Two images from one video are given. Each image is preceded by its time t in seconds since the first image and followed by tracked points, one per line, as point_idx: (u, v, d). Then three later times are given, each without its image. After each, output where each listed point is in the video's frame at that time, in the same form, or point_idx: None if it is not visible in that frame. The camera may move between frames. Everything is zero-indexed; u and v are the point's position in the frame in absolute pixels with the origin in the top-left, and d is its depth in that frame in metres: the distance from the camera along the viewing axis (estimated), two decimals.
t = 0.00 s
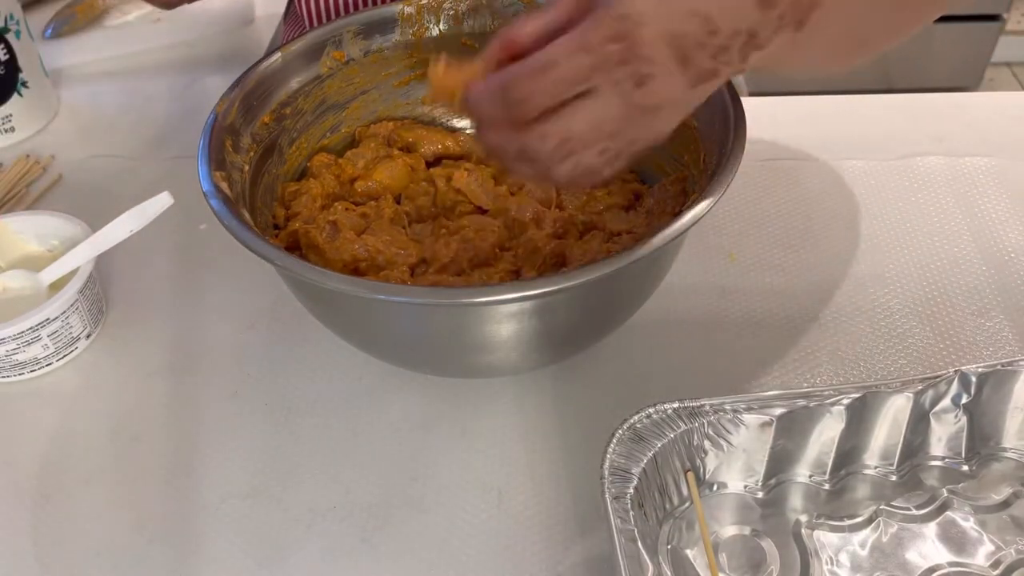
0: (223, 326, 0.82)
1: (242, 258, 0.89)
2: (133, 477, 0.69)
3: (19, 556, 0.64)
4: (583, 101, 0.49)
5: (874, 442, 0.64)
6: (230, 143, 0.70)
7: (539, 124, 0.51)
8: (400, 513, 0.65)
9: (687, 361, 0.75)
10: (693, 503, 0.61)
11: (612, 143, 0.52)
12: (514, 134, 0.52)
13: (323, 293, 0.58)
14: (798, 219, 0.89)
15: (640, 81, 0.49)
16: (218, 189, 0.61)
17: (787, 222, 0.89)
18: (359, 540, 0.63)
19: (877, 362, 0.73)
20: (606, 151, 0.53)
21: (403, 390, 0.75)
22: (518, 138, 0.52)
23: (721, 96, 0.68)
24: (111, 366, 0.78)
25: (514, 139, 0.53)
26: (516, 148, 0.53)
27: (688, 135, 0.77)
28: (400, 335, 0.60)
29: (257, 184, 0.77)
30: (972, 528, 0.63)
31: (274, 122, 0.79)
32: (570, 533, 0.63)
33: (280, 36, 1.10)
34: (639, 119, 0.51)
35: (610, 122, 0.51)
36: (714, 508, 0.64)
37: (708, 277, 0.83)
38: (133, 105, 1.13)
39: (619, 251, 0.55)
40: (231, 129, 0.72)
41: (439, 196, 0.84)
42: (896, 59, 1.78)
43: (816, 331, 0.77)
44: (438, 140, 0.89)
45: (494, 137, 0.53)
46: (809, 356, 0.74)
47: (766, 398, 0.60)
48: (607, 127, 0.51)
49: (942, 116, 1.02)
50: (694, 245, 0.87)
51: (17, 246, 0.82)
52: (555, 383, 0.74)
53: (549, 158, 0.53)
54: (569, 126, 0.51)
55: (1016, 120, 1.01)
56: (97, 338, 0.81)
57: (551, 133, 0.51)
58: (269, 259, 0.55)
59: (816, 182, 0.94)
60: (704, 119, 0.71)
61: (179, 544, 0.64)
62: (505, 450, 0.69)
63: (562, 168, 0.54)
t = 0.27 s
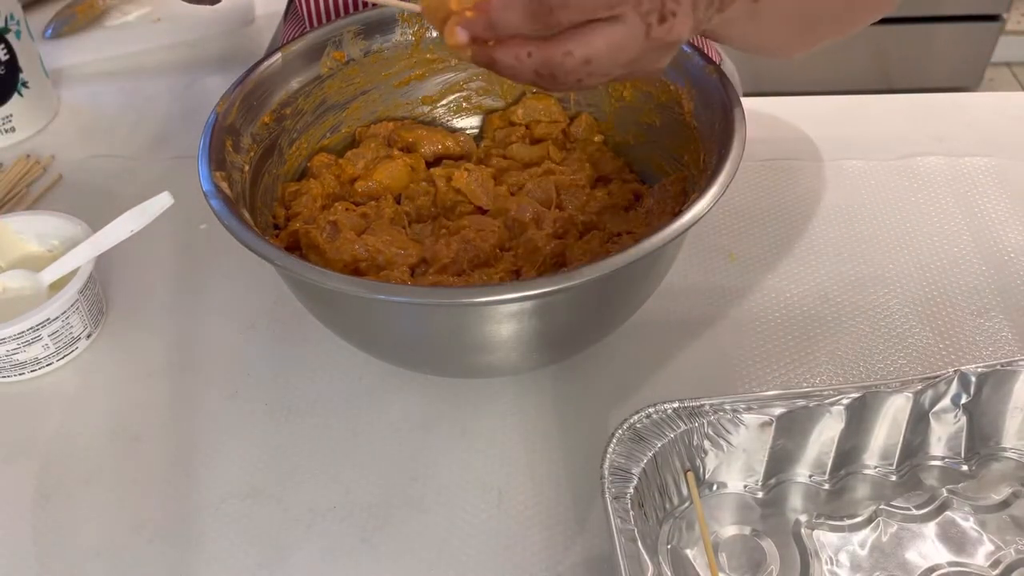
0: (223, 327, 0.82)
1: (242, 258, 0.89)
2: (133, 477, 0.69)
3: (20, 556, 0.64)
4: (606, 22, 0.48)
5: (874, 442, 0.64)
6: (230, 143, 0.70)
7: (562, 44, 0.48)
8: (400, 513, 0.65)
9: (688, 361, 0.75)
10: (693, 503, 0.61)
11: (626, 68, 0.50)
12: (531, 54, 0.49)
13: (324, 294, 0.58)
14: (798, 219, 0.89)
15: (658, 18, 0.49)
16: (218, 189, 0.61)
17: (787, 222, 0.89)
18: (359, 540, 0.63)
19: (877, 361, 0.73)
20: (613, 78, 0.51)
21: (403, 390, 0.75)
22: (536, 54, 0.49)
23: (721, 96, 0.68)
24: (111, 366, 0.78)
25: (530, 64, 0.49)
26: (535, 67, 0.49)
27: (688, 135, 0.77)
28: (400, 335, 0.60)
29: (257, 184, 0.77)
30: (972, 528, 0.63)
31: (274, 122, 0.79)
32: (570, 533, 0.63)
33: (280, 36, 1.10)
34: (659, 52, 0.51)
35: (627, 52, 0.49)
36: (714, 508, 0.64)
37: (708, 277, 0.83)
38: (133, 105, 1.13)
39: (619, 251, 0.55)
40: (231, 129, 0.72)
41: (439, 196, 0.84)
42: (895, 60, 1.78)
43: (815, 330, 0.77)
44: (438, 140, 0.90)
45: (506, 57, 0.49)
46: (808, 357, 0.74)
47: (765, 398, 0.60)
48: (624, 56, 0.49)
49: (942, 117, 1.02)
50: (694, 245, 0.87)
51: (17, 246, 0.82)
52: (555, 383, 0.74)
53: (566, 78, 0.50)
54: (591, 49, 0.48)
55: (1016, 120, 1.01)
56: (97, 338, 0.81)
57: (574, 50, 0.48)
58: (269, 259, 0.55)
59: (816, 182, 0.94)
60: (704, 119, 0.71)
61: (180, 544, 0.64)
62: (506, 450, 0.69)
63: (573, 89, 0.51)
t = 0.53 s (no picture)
0: (223, 327, 0.82)
1: (242, 258, 0.89)
2: (133, 477, 0.69)
3: (20, 556, 0.64)
4: None
5: (874, 442, 0.64)
6: (230, 143, 0.70)
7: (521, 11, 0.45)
8: (400, 513, 0.65)
9: (688, 361, 0.75)
10: (693, 503, 0.61)
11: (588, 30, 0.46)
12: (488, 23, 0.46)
13: (324, 293, 0.58)
14: (799, 220, 0.89)
15: None
16: (218, 189, 0.61)
17: (787, 222, 0.89)
18: (359, 540, 0.63)
19: (877, 361, 0.73)
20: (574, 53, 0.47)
21: (403, 390, 0.75)
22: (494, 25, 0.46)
23: (721, 96, 0.68)
24: (111, 366, 0.78)
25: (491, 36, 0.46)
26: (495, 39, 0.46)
27: (687, 135, 0.77)
28: (400, 335, 0.60)
29: (257, 184, 0.77)
30: (972, 528, 0.63)
31: (274, 122, 0.79)
32: (570, 533, 0.63)
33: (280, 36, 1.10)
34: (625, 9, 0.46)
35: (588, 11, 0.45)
36: (714, 508, 0.64)
37: (708, 277, 0.83)
38: (133, 105, 1.13)
39: (619, 251, 0.55)
40: (231, 129, 0.72)
41: (439, 196, 0.84)
42: (895, 60, 1.78)
43: (815, 330, 0.77)
44: (438, 140, 0.90)
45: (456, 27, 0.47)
46: (808, 357, 0.74)
47: (765, 398, 0.60)
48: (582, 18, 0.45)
49: (942, 117, 1.02)
50: (694, 245, 0.87)
51: (17, 246, 0.82)
52: (554, 383, 0.74)
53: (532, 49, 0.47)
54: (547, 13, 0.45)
55: (1016, 120, 1.01)
56: (97, 338, 0.81)
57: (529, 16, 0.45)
58: (269, 259, 0.55)
59: (816, 182, 0.94)
60: (704, 119, 0.71)
61: (180, 544, 0.64)
62: (506, 450, 0.69)
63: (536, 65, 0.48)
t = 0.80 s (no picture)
0: (223, 327, 0.82)
1: (242, 258, 0.89)
2: (133, 477, 0.69)
3: (20, 556, 0.64)
4: None
5: (874, 442, 0.64)
6: (230, 143, 0.70)
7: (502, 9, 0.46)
8: (400, 513, 0.65)
9: (688, 361, 0.75)
10: (693, 503, 0.61)
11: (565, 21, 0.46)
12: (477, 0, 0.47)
13: (324, 293, 0.58)
14: (799, 220, 0.89)
15: None
16: (218, 190, 0.61)
17: (787, 222, 0.89)
18: (359, 540, 0.63)
19: (877, 361, 0.73)
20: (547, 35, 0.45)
21: (403, 390, 0.75)
22: None
23: (721, 96, 0.68)
24: (111, 366, 0.78)
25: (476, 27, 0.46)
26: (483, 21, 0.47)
27: (687, 135, 0.77)
28: (400, 335, 0.60)
29: (256, 184, 0.77)
30: (972, 528, 0.63)
31: (274, 122, 0.79)
32: (570, 533, 0.63)
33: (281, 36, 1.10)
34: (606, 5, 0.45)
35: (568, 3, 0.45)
36: (714, 508, 0.64)
37: (708, 277, 0.83)
38: (133, 105, 1.14)
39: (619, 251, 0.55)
40: (231, 129, 0.72)
41: (439, 196, 0.84)
42: (895, 60, 1.78)
43: (815, 330, 0.77)
44: (438, 140, 0.90)
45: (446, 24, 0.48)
46: (808, 357, 0.74)
47: (765, 398, 0.60)
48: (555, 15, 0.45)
49: (942, 117, 1.02)
50: (694, 245, 0.87)
51: (17, 246, 0.82)
52: (555, 383, 0.74)
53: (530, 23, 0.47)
54: None
55: (1016, 120, 1.01)
56: (97, 338, 0.82)
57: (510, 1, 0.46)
58: (269, 259, 0.55)
59: (816, 182, 0.94)
60: (704, 119, 0.71)
61: (179, 544, 0.64)
62: (506, 450, 0.69)
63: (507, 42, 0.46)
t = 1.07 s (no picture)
0: (223, 327, 0.82)
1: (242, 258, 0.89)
2: (133, 477, 0.69)
3: (20, 556, 0.64)
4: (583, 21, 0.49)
5: (874, 442, 0.64)
6: (231, 143, 0.71)
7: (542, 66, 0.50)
8: (400, 513, 0.65)
9: (688, 361, 0.75)
10: (693, 503, 0.61)
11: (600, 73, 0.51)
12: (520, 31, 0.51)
13: (324, 294, 0.58)
14: (799, 220, 0.89)
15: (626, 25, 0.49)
16: (218, 190, 0.61)
17: (787, 222, 0.89)
18: (360, 540, 0.63)
19: (877, 361, 0.73)
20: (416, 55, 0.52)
21: (403, 390, 0.75)
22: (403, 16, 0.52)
23: (721, 96, 0.69)
24: (111, 366, 0.78)
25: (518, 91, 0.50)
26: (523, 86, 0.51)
27: (687, 135, 0.77)
28: (401, 335, 0.60)
29: (257, 184, 0.77)
30: (972, 528, 0.63)
31: (274, 122, 0.79)
32: (570, 533, 0.63)
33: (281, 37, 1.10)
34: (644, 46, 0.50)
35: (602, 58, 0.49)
36: (714, 508, 0.64)
37: (708, 277, 0.83)
38: (133, 105, 1.14)
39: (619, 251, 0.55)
40: (232, 129, 0.72)
41: (439, 196, 0.84)
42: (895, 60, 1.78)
43: (815, 330, 0.77)
44: (438, 140, 0.90)
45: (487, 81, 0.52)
46: (808, 356, 0.74)
47: (765, 398, 0.61)
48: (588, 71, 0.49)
49: (942, 117, 1.03)
50: (694, 245, 0.87)
51: (17, 246, 0.82)
52: (555, 383, 0.74)
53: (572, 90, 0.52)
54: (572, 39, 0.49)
55: (1016, 120, 1.01)
56: (97, 338, 0.82)
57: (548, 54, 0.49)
58: (269, 259, 0.55)
59: (816, 182, 0.94)
60: (704, 119, 0.71)
61: (180, 544, 0.64)
62: (506, 450, 0.69)
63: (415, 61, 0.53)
